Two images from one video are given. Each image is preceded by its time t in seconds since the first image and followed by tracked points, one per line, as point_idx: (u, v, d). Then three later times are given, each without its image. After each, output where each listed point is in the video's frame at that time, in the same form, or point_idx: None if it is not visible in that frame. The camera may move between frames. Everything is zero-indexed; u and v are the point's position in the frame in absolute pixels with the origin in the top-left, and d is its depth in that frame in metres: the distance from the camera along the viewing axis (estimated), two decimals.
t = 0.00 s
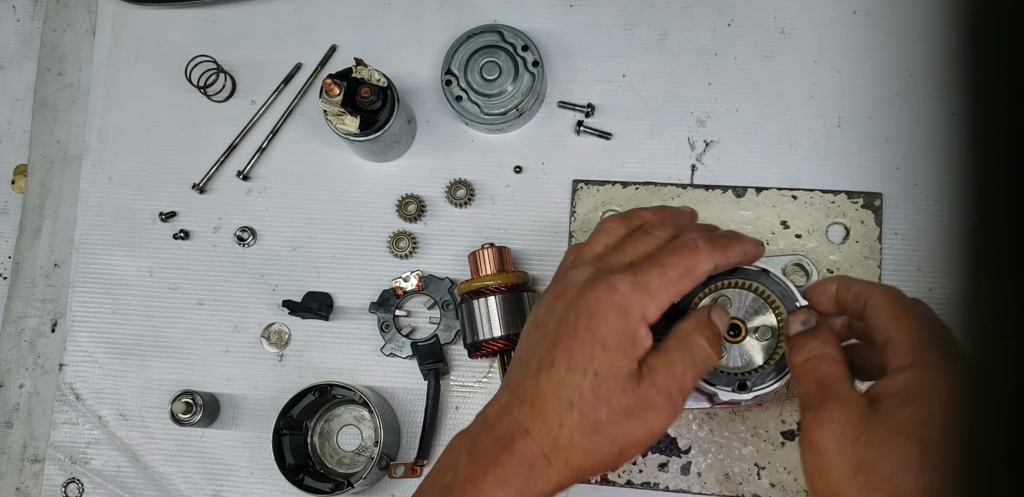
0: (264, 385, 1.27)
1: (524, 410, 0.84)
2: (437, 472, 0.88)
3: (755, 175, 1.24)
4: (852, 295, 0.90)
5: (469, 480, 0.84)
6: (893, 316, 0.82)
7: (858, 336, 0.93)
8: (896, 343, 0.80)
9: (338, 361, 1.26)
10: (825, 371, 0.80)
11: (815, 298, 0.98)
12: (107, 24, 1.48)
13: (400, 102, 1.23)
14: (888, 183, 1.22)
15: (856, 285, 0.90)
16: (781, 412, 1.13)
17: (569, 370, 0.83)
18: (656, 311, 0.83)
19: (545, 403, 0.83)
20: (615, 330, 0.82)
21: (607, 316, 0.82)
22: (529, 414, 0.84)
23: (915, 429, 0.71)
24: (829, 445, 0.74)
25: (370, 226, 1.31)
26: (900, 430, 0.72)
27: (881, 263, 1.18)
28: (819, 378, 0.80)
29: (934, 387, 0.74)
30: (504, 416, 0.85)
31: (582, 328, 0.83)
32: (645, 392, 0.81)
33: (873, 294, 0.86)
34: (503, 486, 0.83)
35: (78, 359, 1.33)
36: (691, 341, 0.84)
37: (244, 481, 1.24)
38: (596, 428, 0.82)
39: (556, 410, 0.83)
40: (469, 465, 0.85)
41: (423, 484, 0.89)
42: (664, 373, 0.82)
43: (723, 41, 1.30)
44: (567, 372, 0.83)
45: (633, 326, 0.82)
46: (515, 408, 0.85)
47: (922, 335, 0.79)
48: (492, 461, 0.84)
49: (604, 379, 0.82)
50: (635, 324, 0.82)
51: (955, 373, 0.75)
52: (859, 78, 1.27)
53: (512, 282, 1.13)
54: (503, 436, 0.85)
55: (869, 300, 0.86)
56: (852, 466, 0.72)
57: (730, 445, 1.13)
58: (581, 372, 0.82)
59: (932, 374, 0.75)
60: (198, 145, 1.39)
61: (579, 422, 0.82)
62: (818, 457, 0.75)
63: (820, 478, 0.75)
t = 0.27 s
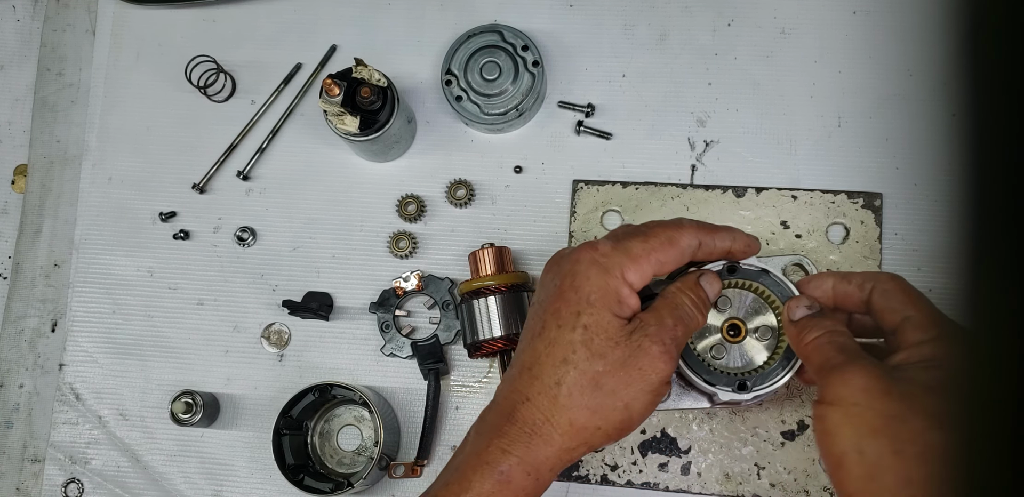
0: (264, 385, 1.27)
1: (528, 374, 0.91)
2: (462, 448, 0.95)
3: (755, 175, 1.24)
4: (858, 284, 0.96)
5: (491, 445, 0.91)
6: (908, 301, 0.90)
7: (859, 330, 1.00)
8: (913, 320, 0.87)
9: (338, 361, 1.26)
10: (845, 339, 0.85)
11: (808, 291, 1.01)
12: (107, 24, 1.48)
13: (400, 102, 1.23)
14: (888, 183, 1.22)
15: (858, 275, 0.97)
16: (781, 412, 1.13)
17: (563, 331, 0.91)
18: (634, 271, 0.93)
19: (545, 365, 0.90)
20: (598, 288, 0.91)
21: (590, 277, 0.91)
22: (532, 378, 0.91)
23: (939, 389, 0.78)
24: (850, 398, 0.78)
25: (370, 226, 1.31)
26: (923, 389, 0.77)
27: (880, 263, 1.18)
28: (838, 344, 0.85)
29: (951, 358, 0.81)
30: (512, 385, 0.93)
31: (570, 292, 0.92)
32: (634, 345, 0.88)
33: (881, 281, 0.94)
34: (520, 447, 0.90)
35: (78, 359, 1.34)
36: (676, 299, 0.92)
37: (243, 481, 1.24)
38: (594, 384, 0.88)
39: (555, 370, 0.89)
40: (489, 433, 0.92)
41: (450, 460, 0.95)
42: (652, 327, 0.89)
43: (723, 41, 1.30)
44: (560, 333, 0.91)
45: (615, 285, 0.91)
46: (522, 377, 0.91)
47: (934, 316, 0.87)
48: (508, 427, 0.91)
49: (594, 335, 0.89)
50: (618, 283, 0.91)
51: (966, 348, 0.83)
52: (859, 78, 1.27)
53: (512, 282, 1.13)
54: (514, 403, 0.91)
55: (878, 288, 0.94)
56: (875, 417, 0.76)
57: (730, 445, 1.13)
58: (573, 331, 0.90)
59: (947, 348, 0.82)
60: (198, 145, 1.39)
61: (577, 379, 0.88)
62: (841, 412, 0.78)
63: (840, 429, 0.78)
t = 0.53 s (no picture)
0: (264, 385, 1.27)
1: (504, 340, 0.93)
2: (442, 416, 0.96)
3: (755, 175, 1.24)
4: (846, 282, 0.94)
5: (462, 410, 0.93)
6: (891, 296, 0.86)
7: (858, 329, 0.97)
8: (890, 317, 0.85)
9: (338, 362, 1.26)
10: (818, 337, 0.85)
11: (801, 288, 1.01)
12: (107, 24, 1.48)
13: (400, 102, 1.23)
14: (888, 183, 1.22)
15: (846, 274, 0.95)
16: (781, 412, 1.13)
17: (543, 300, 0.93)
18: (620, 250, 0.95)
19: (520, 332, 0.92)
20: (581, 261, 0.94)
21: (575, 252, 0.95)
22: (507, 344, 0.93)
23: (905, 387, 0.75)
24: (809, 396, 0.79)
25: (370, 226, 1.31)
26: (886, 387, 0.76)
27: (880, 263, 1.18)
28: (809, 342, 0.85)
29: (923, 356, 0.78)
30: (489, 352, 0.95)
31: (555, 265, 0.95)
32: (608, 314, 0.90)
33: (866, 278, 0.91)
34: (488, 411, 0.91)
35: (78, 359, 1.34)
36: (666, 287, 0.93)
37: (243, 481, 1.24)
38: (567, 352, 0.90)
39: (529, 336, 0.92)
40: (463, 398, 0.94)
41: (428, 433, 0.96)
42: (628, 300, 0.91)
43: (723, 41, 1.30)
44: (538, 302, 0.93)
45: (598, 259, 0.94)
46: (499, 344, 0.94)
47: (918, 311, 0.83)
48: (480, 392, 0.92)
49: (571, 305, 0.91)
50: (601, 257, 0.94)
51: (947, 345, 0.79)
52: (859, 78, 1.27)
53: (512, 282, 1.13)
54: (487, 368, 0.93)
55: (863, 284, 0.91)
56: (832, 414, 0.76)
57: (730, 445, 1.13)
58: (552, 299, 0.93)
59: (925, 344, 0.79)
60: (198, 145, 1.39)
61: (550, 346, 0.90)
62: (801, 409, 0.79)
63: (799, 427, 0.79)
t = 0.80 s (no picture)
0: (264, 385, 1.27)
1: (510, 353, 0.92)
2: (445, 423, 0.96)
3: (755, 175, 1.24)
4: (842, 292, 0.94)
5: (470, 423, 0.91)
6: (883, 315, 0.87)
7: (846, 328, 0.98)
8: (879, 337, 0.85)
9: (338, 362, 1.26)
10: (807, 350, 0.86)
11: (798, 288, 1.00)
12: (107, 24, 1.48)
13: (400, 102, 1.23)
14: (888, 183, 1.22)
15: (843, 283, 0.94)
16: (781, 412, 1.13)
17: (548, 313, 0.91)
18: (624, 259, 0.92)
19: (528, 346, 0.91)
20: (585, 273, 0.91)
21: (579, 262, 0.92)
22: (513, 356, 0.91)
23: (882, 414, 0.79)
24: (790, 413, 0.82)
25: (370, 226, 1.31)
26: (864, 412, 0.79)
27: (881, 263, 1.18)
28: (798, 355, 0.86)
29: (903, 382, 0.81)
30: (494, 364, 0.93)
31: (559, 276, 0.93)
32: (614, 329, 0.89)
33: (862, 291, 0.91)
34: (497, 424, 0.90)
35: (78, 359, 1.34)
36: (674, 298, 0.91)
37: (243, 481, 1.24)
38: (576, 368, 0.88)
39: (536, 350, 0.90)
40: (470, 411, 0.92)
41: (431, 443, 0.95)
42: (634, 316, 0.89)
43: (723, 41, 1.30)
44: (544, 315, 0.91)
45: (603, 271, 0.91)
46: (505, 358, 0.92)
47: (907, 334, 0.85)
48: (487, 406, 0.91)
49: (576, 318, 0.90)
50: (606, 270, 0.91)
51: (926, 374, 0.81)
52: (859, 78, 1.27)
53: (512, 282, 1.13)
54: (495, 381, 0.92)
55: (857, 297, 0.91)
56: (809, 435, 0.80)
57: (729, 445, 1.13)
58: (558, 313, 0.91)
59: (908, 372, 0.81)
60: (198, 145, 1.39)
61: (558, 360, 0.89)
62: (782, 424, 0.82)
63: (774, 440, 0.83)
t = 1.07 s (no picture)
0: (264, 385, 1.27)
1: (562, 344, 0.89)
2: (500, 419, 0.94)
3: (755, 175, 1.24)
4: (846, 305, 0.91)
5: (527, 415, 0.89)
6: (889, 336, 0.85)
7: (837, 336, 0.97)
8: (883, 357, 0.85)
9: (338, 361, 1.26)
10: (815, 363, 0.84)
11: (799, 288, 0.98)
12: (107, 24, 1.48)
13: (400, 102, 1.23)
14: (888, 183, 1.22)
15: (849, 292, 0.92)
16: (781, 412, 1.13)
17: (597, 302, 0.89)
18: (667, 246, 0.90)
19: (579, 336, 0.88)
20: (631, 260, 0.89)
21: (621, 251, 0.90)
22: (565, 347, 0.89)
23: (882, 440, 0.80)
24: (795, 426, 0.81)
25: (370, 226, 1.31)
26: (865, 435, 0.80)
27: (881, 263, 1.18)
28: (805, 367, 0.84)
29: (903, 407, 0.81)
30: (547, 356, 0.91)
31: (603, 265, 0.90)
32: (666, 315, 0.85)
33: (869, 306, 0.88)
34: (556, 416, 0.88)
35: (78, 358, 1.34)
36: (725, 287, 0.86)
37: (243, 481, 1.24)
38: (629, 357, 0.85)
39: (588, 339, 0.87)
40: (525, 403, 0.91)
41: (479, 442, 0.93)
42: (687, 301, 0.86)
43: (723, 41, 1.30)
44: (592, 304, 0.89)
45: (649, 258, 0.89)
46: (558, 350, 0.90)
47: (909, 356, 0.84)
48: (542, 399, 0.89)
49: (626, 306, 0.87)
50: (651, 257, 0.89)
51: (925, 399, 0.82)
52: (859, 78, 1.27)
53: (513, 282, 1.13)
54: (549, 373, 0.90)
55: (862, 311, 0.89)
56: (811, 452, 0.80)
57: (729, 445, 1.13)
58: (607, 302, 0.88)
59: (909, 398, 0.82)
60: (198, 145, 1.39)
61: (611, 348, 0.86)
62: (784, 437, 0.82)
63: (770, 450, 0.83)
